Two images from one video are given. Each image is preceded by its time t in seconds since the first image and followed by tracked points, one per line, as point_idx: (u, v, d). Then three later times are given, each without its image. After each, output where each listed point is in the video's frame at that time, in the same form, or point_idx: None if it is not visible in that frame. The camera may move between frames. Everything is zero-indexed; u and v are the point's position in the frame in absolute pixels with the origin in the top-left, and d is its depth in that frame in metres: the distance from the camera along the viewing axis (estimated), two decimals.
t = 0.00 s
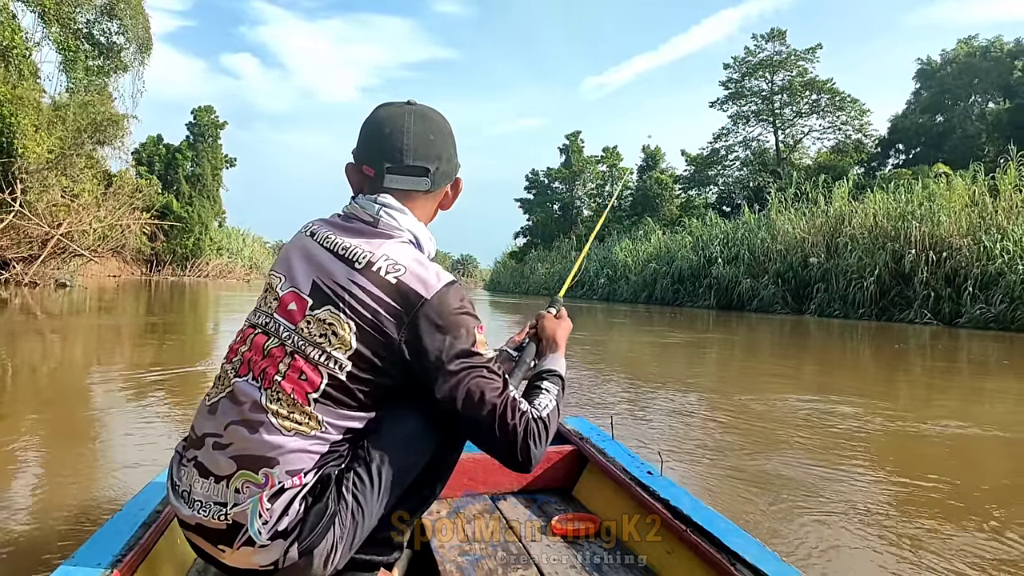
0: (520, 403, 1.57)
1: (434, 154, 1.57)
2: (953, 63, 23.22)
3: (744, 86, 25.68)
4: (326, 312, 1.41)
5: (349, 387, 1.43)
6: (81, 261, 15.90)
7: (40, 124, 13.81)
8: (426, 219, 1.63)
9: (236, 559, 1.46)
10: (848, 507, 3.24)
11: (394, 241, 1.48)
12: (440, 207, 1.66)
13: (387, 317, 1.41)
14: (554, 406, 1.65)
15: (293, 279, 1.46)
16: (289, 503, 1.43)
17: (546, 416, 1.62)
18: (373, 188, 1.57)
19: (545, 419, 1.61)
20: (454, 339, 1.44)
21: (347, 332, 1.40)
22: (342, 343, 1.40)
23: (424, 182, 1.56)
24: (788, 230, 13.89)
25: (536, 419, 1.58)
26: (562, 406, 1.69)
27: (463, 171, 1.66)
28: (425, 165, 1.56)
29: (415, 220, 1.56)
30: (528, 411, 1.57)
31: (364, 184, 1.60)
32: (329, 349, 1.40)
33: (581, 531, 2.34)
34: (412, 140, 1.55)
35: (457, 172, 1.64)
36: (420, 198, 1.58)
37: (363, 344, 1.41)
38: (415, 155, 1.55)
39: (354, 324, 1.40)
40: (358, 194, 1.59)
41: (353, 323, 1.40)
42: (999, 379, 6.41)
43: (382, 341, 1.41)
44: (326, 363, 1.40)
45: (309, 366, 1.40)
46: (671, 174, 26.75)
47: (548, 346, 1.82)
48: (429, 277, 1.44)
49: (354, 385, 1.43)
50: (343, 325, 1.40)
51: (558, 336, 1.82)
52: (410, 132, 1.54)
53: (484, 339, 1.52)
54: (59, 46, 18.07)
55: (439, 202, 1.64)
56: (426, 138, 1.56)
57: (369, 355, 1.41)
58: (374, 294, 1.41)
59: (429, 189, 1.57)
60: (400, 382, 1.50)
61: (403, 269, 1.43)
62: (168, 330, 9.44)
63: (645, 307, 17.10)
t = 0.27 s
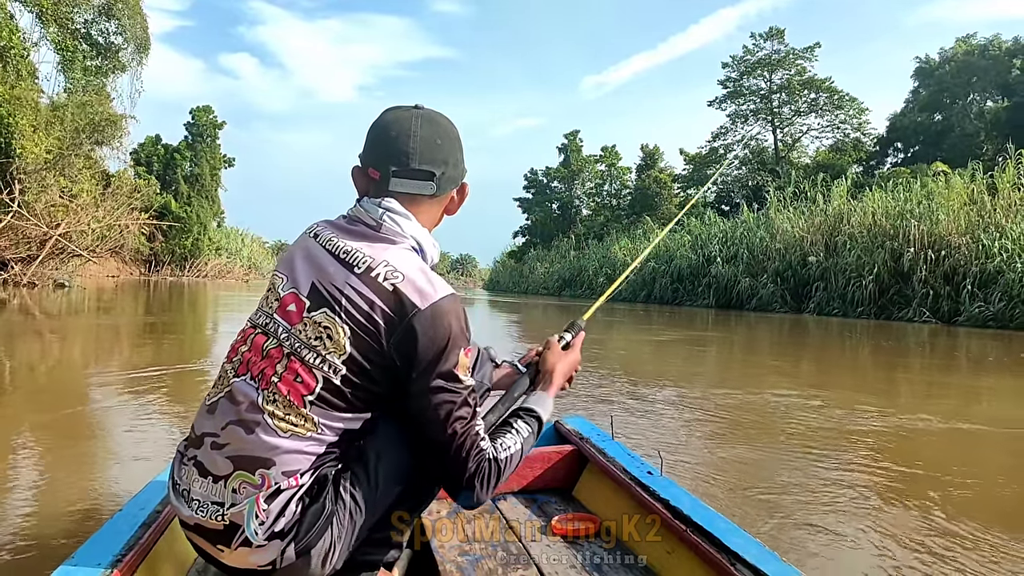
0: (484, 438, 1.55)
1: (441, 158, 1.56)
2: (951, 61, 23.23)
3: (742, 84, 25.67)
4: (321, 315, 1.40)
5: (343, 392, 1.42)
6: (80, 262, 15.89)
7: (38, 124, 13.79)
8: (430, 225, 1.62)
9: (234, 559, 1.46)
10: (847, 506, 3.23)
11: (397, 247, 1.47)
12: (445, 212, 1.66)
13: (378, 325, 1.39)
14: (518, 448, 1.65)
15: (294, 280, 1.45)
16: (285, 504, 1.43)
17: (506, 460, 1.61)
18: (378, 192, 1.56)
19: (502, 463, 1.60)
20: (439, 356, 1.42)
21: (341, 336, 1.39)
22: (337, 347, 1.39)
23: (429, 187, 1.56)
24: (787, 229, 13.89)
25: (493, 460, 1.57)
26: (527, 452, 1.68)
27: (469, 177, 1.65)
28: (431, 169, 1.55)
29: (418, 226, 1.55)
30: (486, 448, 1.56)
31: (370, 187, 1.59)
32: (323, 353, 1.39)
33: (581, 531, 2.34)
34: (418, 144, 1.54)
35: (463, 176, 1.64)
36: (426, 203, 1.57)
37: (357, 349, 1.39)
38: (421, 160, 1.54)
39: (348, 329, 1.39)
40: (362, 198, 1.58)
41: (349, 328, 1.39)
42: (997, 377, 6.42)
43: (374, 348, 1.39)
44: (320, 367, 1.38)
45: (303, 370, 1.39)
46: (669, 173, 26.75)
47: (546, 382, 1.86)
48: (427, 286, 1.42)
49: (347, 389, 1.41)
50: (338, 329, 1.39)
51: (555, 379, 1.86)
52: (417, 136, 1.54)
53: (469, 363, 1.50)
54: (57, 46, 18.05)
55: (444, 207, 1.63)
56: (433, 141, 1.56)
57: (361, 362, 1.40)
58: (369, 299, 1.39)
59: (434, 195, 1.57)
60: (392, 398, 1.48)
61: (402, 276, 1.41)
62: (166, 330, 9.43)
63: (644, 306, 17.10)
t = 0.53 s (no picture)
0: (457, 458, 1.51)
1: (442, 163, 1.55)
2: (950, 61, 23.22)
3: (741, 85, 25.68)
4: (317, 319, 1.39)
5: (335, 396, 1.40)
6: (79, 262, 15.87)
7: (37, 124, 13.79)
8: (432, 231, 1.61)
9: (230, 560, 1.47)
10: (846, 506, 3.23)
11: (397, 254, 1.46)
12: (447, 219, 1.65)
13: (370, 331, 1.37)
14: (492, 474, 1.58)
15: (293, 283, 1.44)
16: (279, 507, 1.44)
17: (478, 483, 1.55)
18: (380, 197, 1.56)
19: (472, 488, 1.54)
20: (427, 368, 1.39)
21: (335, 340, 1.38)
22: (330, 351, 1.38)
23: (430, 192, 1.55)
24: (786, 229, 13.88)
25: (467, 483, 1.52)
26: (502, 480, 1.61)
27: (473, 183, 1.64)
28: (433, 174, 1.54)
29: (419, 232, 1.54)
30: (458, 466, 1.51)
31: (372, 193, 1.59)
32: (316, 357, 1.38)
33: (581, 531, 2.34)
34: (420, 148, 1.53)
35: (465, 182, 1.62)
36: (427, 208, 1.57)
37: (350, 355, 1.38)
38: (423, 164, 1.54)
39: (343, 333, 1.38)
40: (364, 202, 1.58)
41: (343, 332, 1.38)
42: (996, 377, 6.42)
43: (366, 354, 1.38)
44: (313, 371, 1.38)
45: (297, 373, 1.38)
46: (669, 173, 26.75)
47: (538, 411, 1.81)
48: (423, 295, 1.40)
49: (339, 394, 1.40)
50: (332, 334, 1.38)
51: (547, 412, 1.81)
52: (419, 141, 1.53)
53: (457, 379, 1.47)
54: (56, 45, 18.03)
55: (447, 213, 1.62)
56: (435, 147, 1.55)
57: (352, 368, 1.39)
58: (364, 305, 1.38)
59: (435, 201, 1.56)
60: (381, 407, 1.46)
61: (398, 283, 1.40)
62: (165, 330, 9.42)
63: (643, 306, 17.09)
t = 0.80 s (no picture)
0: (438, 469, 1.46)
1: (443, 166, 1.54)
2: (950, 62, 23.23)
3: (741, 85, 25.69)
4: (314, 321, 1.39)
5: (331, 399, 1.40)
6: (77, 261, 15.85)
7: (36, 123, 13.79)
8: (432, 234, 1.61)
9: (230, 562, 1.47)
10: (846, 507, 3.23)
11: (396, 258, 1.45)
12: (447, 222, 1.64)
13: (366, 335, 1.37)
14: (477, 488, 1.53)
15: (291, 285, 1.44)
16: (277, 507, 1.44)
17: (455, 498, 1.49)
18: (380, 200, 1.56)
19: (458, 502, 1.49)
20: (420, 373, 1.37)
21: (332, 343, 1.37)
22: (327, 353, 1.37)
23: (429, 196, 1.54)
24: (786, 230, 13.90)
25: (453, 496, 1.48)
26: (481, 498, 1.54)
27: (473, 187, 1.62)
28: (433, 177, 1.53)
29: (418, 236, 1.53)
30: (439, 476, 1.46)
31: (372, 196, 1.58)
32: (313, 359, 1.38)
33: (581, 531, 2.34)
34: (421, 151, 1.53)
35: (466, 186, 1.61)
36: (427, 212, 1.56)
37: (347, 357, 1.37)
38: (423, 167, 1.53)
39: (340, 336, 1.37)
40: (364, 205, 1.57)
41: (340, 334, 1.37)
42: (995, 378, 6.43)
43: (362, 358, 1.37)
44: (310, 372, 1.38)
45: (294, 375, 1.38)
46: (668, 174, 26.75)
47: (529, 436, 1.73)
48: (420, 300, 1.39)
49: (335, 396, 1.39)
50: (330, 336, 1.37)
51: (541, 438, 1.72)
52: (419, 144, 1.53)
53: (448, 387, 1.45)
54: (55, 44, 18.02)
55: (446, 217, 1.61)
56: (435, 150, 1.54)
57: (348, 371, 1.38)
58: (361, 307, 1.37)
59: (434, 203, 1.55)
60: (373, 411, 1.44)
61: (396, 287, 1.39)
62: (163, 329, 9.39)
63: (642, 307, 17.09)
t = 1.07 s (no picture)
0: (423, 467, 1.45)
1: (441, 167, 1.54)
2: (949, 64, 23.26)
3: (740, 86, 25.70)
4: (313, 320, 1.39)
5: (329, 398, 1.39)
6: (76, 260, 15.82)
7: (35, 122, 13.79)
8: (432, 235, 1.60)
9: (230, 563, 1.47)
10: (846, 507, 3.22)
11: (396, 258, 1.45)
12: (448, 224, 1.64)
13: (365, 335, 1.36)
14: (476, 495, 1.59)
15: (291, 284, 1.44)
16: (277, 507, 1.44)
17: (438, 504, 1.48)
18: (380, 201, 1.56)
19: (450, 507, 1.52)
20: (416, 374, 1.37)
21: (330, 343, 1.37)
22: (326, 353, 1.37)
23: (428, 196, 1.54)
24: (785, 231, 13.92)
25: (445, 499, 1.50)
26: (462, 507, 1.55)
27: (473, 188, 1.62)
28: (432, 178, 1.53)
29: (418, 237, 1.53)
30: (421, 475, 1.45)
31: (372, 198, 1.58)
32: (312, 359, 1.38)
33: (581, 531, 2.34)
34: (420, 153, 1.53)
35: (466, 188, 1.61)
36: (426, 213, 1.56)
37: (345, 357, 1.37)
38: (422, 168, 1.53)
39: (338, 337, 1.37)
40: (364, 206, 1.57)
41: (338, 334, 1.37)
42: (993, 379, 6.43)
43: (359, 359, 1.37)
44: (309, 372, 1.38)
45: (293, 376, 1.38)
46: (667, 174, 26.77)
47: (522, 458, 1.74)
48: (418, 302, 1.39)
49: (333, 396, 1.39)
50: (328, 336, 1.37)
51: (534, 461, 1.73)
52: (419, 146, 1.53)
53: (443, 391, 1.45)
54: (54, 43, 18.04)
55: (447, 219, 1.61)
56: (434, 151, 1.54)
57: (346, 371, 1.38)
58: (360, 307, 1.37)
59: (434, 204, 1.55)
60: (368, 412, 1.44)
61: (394, 288, 1.39)
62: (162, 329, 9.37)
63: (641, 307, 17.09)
